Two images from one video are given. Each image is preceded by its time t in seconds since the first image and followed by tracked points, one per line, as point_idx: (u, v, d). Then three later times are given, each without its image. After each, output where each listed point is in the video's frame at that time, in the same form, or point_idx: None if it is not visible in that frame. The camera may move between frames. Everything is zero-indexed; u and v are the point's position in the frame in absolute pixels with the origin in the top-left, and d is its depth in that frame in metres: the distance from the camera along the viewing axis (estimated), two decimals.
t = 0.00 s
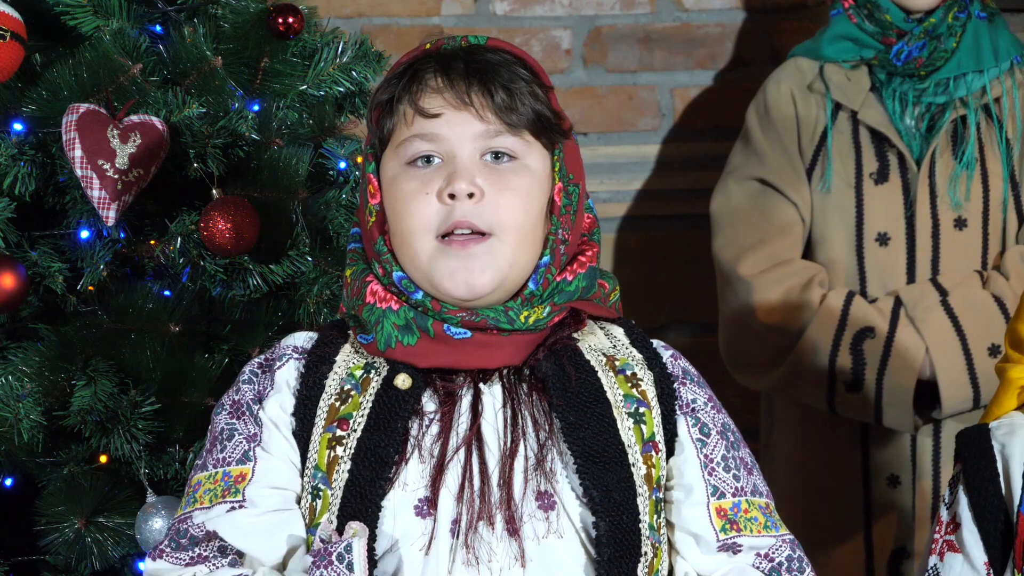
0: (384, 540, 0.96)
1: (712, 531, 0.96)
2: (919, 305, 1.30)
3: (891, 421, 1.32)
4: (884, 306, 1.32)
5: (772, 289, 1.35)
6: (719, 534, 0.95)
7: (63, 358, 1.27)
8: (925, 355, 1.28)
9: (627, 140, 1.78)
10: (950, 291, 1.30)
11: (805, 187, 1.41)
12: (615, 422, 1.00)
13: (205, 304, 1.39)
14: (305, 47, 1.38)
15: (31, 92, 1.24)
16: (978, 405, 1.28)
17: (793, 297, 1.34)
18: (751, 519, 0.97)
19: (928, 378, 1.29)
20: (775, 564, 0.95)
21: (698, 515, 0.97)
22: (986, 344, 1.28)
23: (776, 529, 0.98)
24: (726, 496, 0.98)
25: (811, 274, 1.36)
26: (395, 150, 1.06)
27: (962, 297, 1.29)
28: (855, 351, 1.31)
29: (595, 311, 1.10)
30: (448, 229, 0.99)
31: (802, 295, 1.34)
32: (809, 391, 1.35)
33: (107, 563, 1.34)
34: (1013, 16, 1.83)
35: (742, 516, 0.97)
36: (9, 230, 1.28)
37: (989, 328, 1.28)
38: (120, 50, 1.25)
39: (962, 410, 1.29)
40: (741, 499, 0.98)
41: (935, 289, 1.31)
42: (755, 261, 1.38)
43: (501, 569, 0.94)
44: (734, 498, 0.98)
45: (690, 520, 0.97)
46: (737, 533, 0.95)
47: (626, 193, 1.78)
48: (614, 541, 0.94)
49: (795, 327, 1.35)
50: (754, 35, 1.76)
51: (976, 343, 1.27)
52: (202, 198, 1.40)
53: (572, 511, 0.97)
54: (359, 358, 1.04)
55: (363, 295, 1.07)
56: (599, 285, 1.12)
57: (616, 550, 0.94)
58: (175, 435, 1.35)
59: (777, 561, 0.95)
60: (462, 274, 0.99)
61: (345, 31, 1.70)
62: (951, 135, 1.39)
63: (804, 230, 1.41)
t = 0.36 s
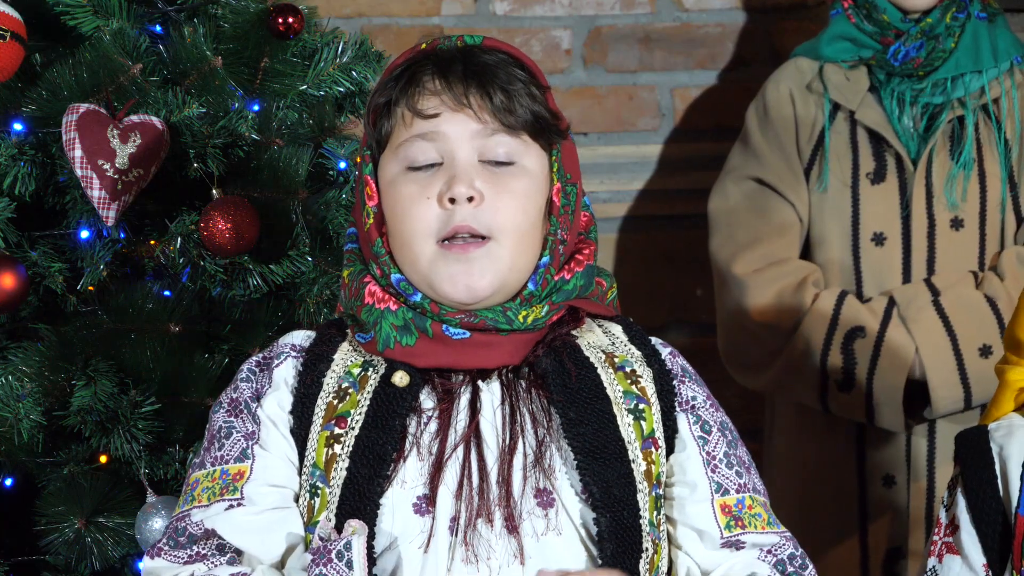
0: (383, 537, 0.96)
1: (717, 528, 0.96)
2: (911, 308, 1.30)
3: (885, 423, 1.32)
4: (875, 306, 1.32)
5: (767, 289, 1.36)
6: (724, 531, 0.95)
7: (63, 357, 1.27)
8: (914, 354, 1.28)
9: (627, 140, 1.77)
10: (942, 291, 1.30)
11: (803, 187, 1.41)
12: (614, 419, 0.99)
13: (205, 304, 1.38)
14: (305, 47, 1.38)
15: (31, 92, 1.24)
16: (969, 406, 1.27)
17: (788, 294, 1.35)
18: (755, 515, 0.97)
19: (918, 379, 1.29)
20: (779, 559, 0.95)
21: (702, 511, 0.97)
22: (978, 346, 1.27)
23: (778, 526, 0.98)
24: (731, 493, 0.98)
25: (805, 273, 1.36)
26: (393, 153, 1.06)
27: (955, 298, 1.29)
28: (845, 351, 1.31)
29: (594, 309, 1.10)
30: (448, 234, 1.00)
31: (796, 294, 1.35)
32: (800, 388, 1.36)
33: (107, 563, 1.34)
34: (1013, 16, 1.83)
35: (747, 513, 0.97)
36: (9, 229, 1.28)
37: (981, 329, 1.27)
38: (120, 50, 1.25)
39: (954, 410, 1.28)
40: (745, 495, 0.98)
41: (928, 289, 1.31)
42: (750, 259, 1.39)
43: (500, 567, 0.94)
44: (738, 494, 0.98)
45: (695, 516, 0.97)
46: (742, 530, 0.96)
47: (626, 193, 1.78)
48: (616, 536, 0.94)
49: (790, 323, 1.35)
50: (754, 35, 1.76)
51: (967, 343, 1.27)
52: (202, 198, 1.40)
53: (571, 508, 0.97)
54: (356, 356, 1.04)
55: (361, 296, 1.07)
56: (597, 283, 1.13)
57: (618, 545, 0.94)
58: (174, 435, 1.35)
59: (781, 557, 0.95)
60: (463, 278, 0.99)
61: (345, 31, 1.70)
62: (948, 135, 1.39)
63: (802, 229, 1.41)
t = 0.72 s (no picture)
0: (383, 538, 0.96)
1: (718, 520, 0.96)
2: (898, 309, 1.29)
3: (878, 425, 1.32)
4: (865, 305, 1.32)
5: (760, 285, 1.36)
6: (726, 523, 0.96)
7: (63, 357, 1.27)
8: (898, 351, 1.28)
9: (627, 140, 1.78)
10: (927, 292, 1.30)
11: (799, 187, 1.42)
12: (610, 418, 0.99)
13: (205, 304, 1.37)
14: (305, 47, 1.38)
15: (31, 92, 1.24)
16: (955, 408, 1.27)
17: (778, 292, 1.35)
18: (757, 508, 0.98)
19: (902, 379, 1.29)
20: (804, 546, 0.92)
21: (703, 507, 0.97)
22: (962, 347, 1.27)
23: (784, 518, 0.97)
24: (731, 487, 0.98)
25: (797, 271, 1.36)
26: (395, 160, 1.06)
27: (940, 297, 1.29)
28: (831, 351, 1.31)
29: (591, 308, 1.10)
30: (455, 241, 0.99)
31: (785, 293, 1.35)
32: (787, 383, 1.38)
33: (107, 563, 1.34)
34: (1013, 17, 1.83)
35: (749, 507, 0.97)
36: (9, 229, 1.29)
37: (967, 330, 1.27)
38: (120, 50, 1.25)
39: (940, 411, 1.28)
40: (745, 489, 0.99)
41: (913, 290, 1.31)
42: (743, 257, 1.39)
43: (500, 567, 0.94)
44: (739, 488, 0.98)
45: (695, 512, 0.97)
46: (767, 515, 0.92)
47: (626, 193, 1.78)
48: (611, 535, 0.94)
49: (777, 318, 1.36)
50: (754, 35, 1.76)
51: (952, 344, 1.27)
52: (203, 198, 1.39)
53: (569, 507, 0.97)
54: (356, 357, 1.05)
55: (361, 300, 1.07)
56: (593, 278, 1.12)
57: (613, 544, 0.94)
58: (174, 434, 1.35)
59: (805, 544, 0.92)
60: (470, 283, 0.99)
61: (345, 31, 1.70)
62: (944, 136, 1.38)
63: (798, 228, 1.42)
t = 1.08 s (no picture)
0: (382, 538, 0.96)
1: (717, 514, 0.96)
2: (884, 309, 1.29)
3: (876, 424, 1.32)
4: (854, 305, 1.32)
5: (753, 279, 1.37)
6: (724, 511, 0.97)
7: (64, 357, 1.27)
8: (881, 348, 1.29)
9: (627, 140, 1.78)
10: (915, 292, 1.30)
11: (795, 184, 1.44)
12: (609, 420, 1.00)
13: (205, 304, 1.38)
14: (305, 47, 1.38)
15: (31, 92, 1.24)
16: (939, 408, 1.29)
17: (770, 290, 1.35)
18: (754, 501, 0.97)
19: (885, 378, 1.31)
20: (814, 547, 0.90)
21: (700, 504, 0.98)
22: (947, 348, 1.28)
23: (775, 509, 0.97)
24: (728, 480, 0.98)
25: (788, 269, 1.37)
26: (393, 161, 1.06)
27: (927, 297, 1.29)
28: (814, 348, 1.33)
29: (591, 308, 1.10)
30: (456, 239, 0.99)
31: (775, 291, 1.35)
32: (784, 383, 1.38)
33: (107, 563, 1.34)
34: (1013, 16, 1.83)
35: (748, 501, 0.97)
36: (9, 229, 1.29)
37: (954, 330, 1.28)
38: (120, 50, 1.25)
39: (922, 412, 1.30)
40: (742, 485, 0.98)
41: (901, 289, 1.31)
42: (735, 254, 1.41)
43: (498, 568, 0.94)
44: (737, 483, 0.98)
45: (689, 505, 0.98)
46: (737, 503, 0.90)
47: (627, 193, 1.78)
48: (608, 534, 0.94)
49: (765, 316, 1.36)
50: (754, 35, 1.76)
51: (936, 344, 1.28)
52: (203, 199, 1.39)
53: (567, 508, 0.97)
54: (356, 358, 1.04)
55: (361, 302, 1.07)
56: (593, 277, 1.12)
57: (611, 543, 0.94)
58: (175, 435, 1.34)
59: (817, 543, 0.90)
60: (471, 281, 0.99)
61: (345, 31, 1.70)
62: (937, 135, 1.38)
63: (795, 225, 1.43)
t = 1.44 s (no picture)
0: (387, 539, 0.96)
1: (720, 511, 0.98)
2: (890, 309, 1.30)
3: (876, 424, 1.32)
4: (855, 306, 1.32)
5: (754, 281, 1.37)
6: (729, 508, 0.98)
7: (63, 357, 1.27)
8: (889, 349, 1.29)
9: (627, 140, 1.78)
10: (921, 292, 1.30)
11: (795, 185, 1.43)
12: (610, 419, 0.99)
13: (205, 304, 1.37)
14: (305, 47, 1.38)
15: (30, 92, 1.24)
16: (945, 407, 1.29)
17: (771, 291, 1.35)
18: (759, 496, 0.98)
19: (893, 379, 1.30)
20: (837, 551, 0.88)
21: (702, 500, 1.00)
22: (954, 347, 1.28)
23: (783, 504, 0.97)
24: (732, 479, 0.99)
25: (790, 270, 1.36)
26: (394, 156, 1.06)
27: (932, 298, 1.29)
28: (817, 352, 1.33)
29: (592, 309, 1.10)
30: (459, 230, 0.99)
31: (777, 292, 1.35)
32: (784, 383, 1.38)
33: (107, 563, 1.34)
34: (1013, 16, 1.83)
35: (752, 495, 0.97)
36: (9, 229, 1.29)
37: (959, 330, 1.28)
38: (120, 50, 1.25)
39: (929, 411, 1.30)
40: (749, 479, 0.99)
41: (907, 289, 1.31)
42: (735, 255, 1.41)
43: (503, 568, 0.94)
44: (742, 478, 0.99)
45: (693, 504, 1.00)
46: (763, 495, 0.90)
47: (626, 193, 1.78)
48: (611, 534, 0.94)
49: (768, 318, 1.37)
50: (754, 35, 1.76)
51: (942, 344, 1.28)
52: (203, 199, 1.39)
53: (571, 508, 0.98)
54: (359, 358, 1.05)
55: (363, 302, 1.06)
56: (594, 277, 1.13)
57: (615, 543, 0.94)
58: (175, 435, 1.34)
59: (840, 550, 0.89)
60: (474, 271, 0.99)
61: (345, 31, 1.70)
62: (937, 135, 1.38)
63: (793, 225, 1.43)
